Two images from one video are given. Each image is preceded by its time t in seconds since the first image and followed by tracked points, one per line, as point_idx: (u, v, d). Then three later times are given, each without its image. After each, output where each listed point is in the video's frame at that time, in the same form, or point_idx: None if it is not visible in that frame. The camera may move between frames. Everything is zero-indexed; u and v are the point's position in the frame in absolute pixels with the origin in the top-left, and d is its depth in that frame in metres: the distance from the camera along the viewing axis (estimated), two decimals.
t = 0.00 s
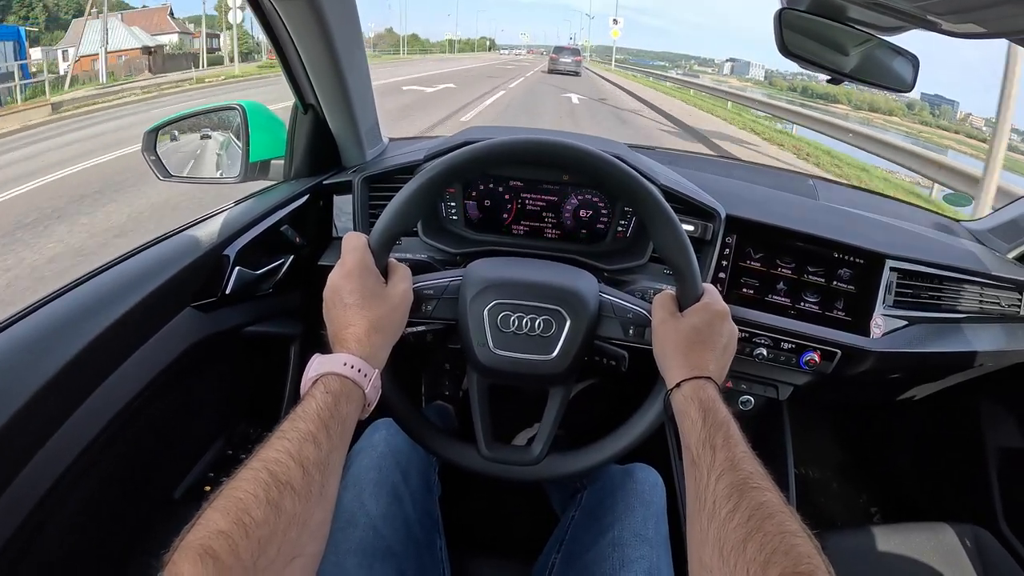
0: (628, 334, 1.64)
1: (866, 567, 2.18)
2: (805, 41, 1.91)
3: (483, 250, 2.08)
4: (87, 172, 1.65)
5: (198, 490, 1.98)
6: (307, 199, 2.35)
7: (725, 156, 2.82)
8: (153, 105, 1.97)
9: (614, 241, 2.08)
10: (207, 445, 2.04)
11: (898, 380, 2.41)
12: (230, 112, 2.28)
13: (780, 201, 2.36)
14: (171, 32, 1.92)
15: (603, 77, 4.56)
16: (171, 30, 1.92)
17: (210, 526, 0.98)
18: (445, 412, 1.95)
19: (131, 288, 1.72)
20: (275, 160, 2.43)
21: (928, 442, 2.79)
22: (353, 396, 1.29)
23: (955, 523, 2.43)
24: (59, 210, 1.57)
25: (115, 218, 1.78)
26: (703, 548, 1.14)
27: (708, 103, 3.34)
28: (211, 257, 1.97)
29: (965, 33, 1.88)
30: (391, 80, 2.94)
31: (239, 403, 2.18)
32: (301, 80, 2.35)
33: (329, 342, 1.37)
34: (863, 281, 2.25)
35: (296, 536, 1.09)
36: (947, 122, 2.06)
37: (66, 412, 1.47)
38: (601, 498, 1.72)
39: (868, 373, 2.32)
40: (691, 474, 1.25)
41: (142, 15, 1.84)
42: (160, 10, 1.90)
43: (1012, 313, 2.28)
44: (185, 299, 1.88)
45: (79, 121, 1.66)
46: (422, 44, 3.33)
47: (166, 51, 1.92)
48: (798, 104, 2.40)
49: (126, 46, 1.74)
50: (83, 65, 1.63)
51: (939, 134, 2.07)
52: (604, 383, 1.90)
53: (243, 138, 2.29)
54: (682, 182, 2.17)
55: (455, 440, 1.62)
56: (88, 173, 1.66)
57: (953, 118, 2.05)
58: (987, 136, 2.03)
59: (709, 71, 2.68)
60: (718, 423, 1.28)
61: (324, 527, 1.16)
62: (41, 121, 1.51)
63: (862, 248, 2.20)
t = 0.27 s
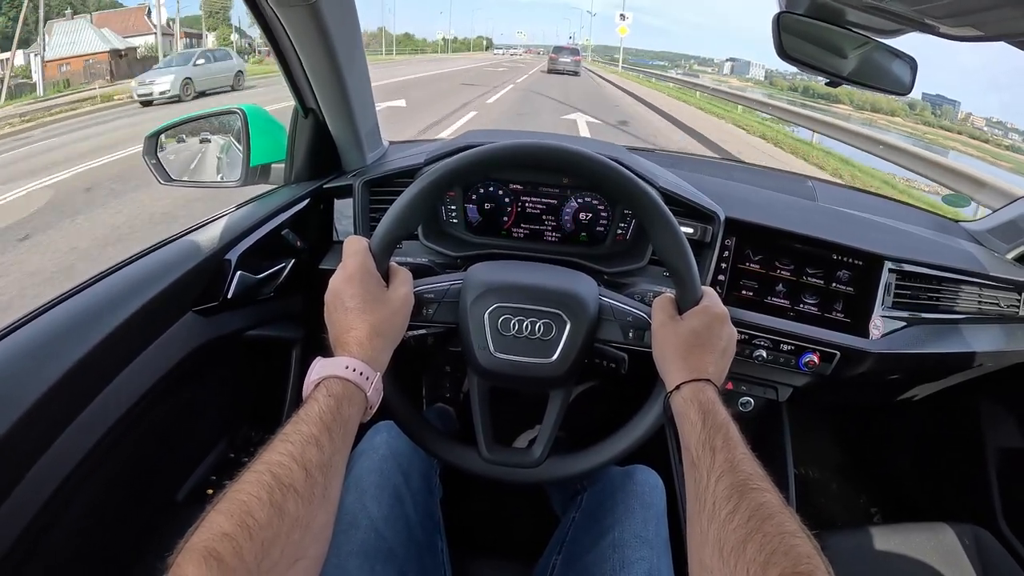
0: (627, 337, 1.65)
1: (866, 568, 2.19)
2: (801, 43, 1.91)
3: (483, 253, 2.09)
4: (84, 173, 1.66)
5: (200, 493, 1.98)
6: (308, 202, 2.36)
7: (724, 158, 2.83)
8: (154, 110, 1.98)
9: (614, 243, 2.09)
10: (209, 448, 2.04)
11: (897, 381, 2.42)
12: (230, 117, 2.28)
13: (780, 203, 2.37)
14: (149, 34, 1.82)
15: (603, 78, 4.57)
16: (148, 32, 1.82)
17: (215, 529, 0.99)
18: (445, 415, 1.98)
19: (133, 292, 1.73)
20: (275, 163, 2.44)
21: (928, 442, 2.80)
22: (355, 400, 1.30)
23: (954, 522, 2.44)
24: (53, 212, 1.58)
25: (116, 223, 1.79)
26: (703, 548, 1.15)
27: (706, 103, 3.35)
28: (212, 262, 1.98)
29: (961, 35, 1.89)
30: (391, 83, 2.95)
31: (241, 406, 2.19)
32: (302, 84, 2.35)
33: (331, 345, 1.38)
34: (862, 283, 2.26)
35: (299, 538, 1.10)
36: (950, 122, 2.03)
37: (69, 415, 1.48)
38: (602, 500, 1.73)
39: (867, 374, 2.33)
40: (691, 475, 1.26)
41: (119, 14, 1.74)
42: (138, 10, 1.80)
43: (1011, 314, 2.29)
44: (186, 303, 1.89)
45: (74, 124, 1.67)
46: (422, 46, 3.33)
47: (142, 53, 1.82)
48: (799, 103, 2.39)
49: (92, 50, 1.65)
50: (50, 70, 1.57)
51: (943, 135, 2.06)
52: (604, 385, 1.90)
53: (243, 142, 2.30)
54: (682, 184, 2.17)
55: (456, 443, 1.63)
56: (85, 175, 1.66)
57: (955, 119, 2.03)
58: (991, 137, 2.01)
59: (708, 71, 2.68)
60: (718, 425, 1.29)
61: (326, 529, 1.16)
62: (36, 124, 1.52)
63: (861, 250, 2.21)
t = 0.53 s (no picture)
0: (625, 334, 1.63)
1: (868, 567, 2.17)
2: (801, 36, 1.88)
3: (480, 250, 2.07)
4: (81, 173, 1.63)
5: (194, 493, 1.96)
6: (303, 200, 2.34)
7: (723, 154, 2.80)
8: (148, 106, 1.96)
9: (612, 240, 2.07)
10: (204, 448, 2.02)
11: (899, 378, 2.40)
12: (225, 115, 2.27)
13: (779, 199, 2.35)
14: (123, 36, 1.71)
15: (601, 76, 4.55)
16: (123, 34, 1.71)
17: (201, 530, 0.97)
18: (443, 413, 1.97)
19: (125, 290, 1.71)
20: (270, 162, 2.42)
21: (930, 440, 2.77)
22: (346, 398, 1.28)
23: (958, 521, 2.41)
24: (56, 210, 1.57)
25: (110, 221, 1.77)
26: (701, 549, 1.12)
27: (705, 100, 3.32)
28: (205, 259, 1.96)
29: (963, 26, 1.86)
30: (387, 81, 2.93)
31: (235, 406, 2.17)
32: (296, 81, 2.33)
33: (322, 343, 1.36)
34: (863, 278, 2.24)
35: (288, 539, 1.08)
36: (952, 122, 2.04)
37: (60, 415, 1.46)
38: (600, 499, 1.71)
39: (868, 371, 2.30)
40: (689, 475, 1.24)
41: (91, 15, 1.65)
42: (111, 10, 1.70)
43: (1013, 309, 2.27)
44: (179, 302, 1.87)
45: (74, 125, 1.63)
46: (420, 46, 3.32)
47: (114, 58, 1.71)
48: (800, 104, 2.34)
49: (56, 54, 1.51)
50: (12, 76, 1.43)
51: (947, 137, 2.05)
52: (602, 383, 1.88)
53: (238, 140, 2.29)
54: (680, 180, 2.15)
55: (451, 441, 1.61)
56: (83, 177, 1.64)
57: (957, 119, 2.03)
58: (993, 139, 2.01)
59: (708, 72, 2.65)
60: (716, 423, 1.27)
61: (316, 530, 1.14)
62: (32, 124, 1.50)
63: (862, 245, 2.19)
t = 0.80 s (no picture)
0: (628, 337, 1.63)
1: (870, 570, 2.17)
2: (804, 39, 1.88)
3: (482, 252, 2.06)
4: (80, 176, 1.63)
5: (195, 496, 1.96)
6: (305, 202, 2.34)
7: (724, 156, 2.81)
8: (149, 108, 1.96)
9: (615, 242, 2.07)
10: (205, 451, 2.02)
11: (901, 381, 2.40)
12: (227, 116, 2.26)
13: (781, 201, 2.35)
14: (97, 39, 1.63)
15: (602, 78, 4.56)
16: (96, 36, 1.63)
17: (205, 532, 0.97)
18: (445, 415, 1.97)
19: (126, 292, 1.71)
20: (272, 163, 2.42)
21: (931, 443, 2.78)
22: (350, 400, 1.28)
23: (958, 523, 2.41)
24: (58, 213, 1.57)
25: (112, 222, 1.77)
26: (706, 552, 1.12)
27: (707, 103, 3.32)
28: (208, 260, 1.95)
29: (966, 29, 1.87)
30: (389, 82, 2.93)
31: (236, 407, 2.16)
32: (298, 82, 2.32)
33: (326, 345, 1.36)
34: (865, 281, 2.24)
35: (292, 542, 1.08)
36: (954, 123, 2.05)
37: (61, 418, 1.45)
38: (603, 502, 1.70)
39: (870, 373, 2.30)
40: (693, 477, 1.24)
41: (61, 17, 1.57)
42: (85, 12, 1.62)
43: (1014, 312, 2.27)
44: (181, 303, 1.86)
45: (72, 125, 1.63)
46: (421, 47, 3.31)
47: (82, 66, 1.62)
48: (801, 105, 2.35)
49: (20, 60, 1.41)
50: None
51: (952, 138, 2.05)
52: (604, 385, 1.88)
53: (239, 141, 2.28)
54: (682, 183, 2.15)
55: (454, 444, 1.60)
56: (82, 178, 1.64)
57: (959, 120, 2.05)
58: (994, 139, 2.03)
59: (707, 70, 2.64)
60: (721, 425, 1.27)
61: (320, 533, 1.14)
62: (20, 126, 1.49)
63: (864, 248, 2.19)
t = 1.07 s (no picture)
0: (626, 334, 1.64)
1: (869, 566, 2.17)
2: (802, 38, 1.89)
3: (481, 251, 2.07)
4: (81, 176, 1.62)
5: (196, 494, 1.97)
6: (305, 202, 2.35)
7: (723, 155, 2.81)
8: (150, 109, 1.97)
9: (613, 240, 2.08)
10: (207, 450, 2.03)
11: (899, 379, 2.41)
12: (227, 116, 2.27)
13: (780, 199, 2.35)
14: (66, 42, 1.53)
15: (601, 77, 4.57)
16: (65, 40, 1.53)
17: (206, 531, 0.98)
18: (444, 414, 1.98)
19: (127, 292, 1.72)
20: (272, 163, 2.42)
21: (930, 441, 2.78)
22: (350, 399, 1.29)
23: (958, 520, 2.42)
24: (64, 212, 1.58)
25: (114, 223, 1.78)
26: (703, 549, 1.13)
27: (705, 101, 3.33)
28: (208, 260, 1.96)
29: (963, 27, 1.87)
30: (387, 82, 2.94)
31: (238, 407, 2.17)
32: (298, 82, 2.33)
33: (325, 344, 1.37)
34: (863, 279, 2.24)
35: (292, 540, 1.09)
36: (956, 124, 2.04)
37: (64, 417, 1.46)
38: (601, 500, 1.71)
39: (868, 371, 2.31)
40: (691, 475, 1.24)
41: (40, 18, 1.46)
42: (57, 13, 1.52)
43: (1013, 309, 2.28)
44: (182, 303, 1.87)
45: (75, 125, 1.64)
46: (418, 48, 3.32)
47: (46, 70, 1.51)
48: (803, 105, 2.35)
49: None
50: None
51: (956, 140, 2.05)
52: (602, 384, 1.89)
53: (239, 142, 2.28)
54: (680, 181, 2.16)
55: (453, 442, 1.61)
56: (85, 178, 1.64)
57: (961, 121, 2.04)
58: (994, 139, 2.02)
59: (709, 73, 2.65)
60: (718, 423, 1.27)
61: (320, 531, 1.15)
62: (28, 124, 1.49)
63: (862, 245, 2.20)
